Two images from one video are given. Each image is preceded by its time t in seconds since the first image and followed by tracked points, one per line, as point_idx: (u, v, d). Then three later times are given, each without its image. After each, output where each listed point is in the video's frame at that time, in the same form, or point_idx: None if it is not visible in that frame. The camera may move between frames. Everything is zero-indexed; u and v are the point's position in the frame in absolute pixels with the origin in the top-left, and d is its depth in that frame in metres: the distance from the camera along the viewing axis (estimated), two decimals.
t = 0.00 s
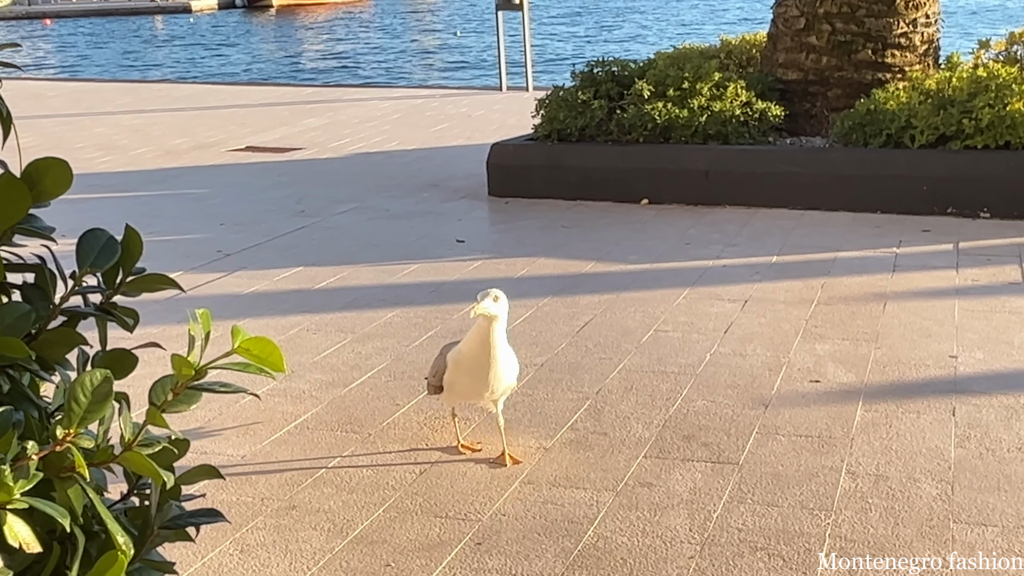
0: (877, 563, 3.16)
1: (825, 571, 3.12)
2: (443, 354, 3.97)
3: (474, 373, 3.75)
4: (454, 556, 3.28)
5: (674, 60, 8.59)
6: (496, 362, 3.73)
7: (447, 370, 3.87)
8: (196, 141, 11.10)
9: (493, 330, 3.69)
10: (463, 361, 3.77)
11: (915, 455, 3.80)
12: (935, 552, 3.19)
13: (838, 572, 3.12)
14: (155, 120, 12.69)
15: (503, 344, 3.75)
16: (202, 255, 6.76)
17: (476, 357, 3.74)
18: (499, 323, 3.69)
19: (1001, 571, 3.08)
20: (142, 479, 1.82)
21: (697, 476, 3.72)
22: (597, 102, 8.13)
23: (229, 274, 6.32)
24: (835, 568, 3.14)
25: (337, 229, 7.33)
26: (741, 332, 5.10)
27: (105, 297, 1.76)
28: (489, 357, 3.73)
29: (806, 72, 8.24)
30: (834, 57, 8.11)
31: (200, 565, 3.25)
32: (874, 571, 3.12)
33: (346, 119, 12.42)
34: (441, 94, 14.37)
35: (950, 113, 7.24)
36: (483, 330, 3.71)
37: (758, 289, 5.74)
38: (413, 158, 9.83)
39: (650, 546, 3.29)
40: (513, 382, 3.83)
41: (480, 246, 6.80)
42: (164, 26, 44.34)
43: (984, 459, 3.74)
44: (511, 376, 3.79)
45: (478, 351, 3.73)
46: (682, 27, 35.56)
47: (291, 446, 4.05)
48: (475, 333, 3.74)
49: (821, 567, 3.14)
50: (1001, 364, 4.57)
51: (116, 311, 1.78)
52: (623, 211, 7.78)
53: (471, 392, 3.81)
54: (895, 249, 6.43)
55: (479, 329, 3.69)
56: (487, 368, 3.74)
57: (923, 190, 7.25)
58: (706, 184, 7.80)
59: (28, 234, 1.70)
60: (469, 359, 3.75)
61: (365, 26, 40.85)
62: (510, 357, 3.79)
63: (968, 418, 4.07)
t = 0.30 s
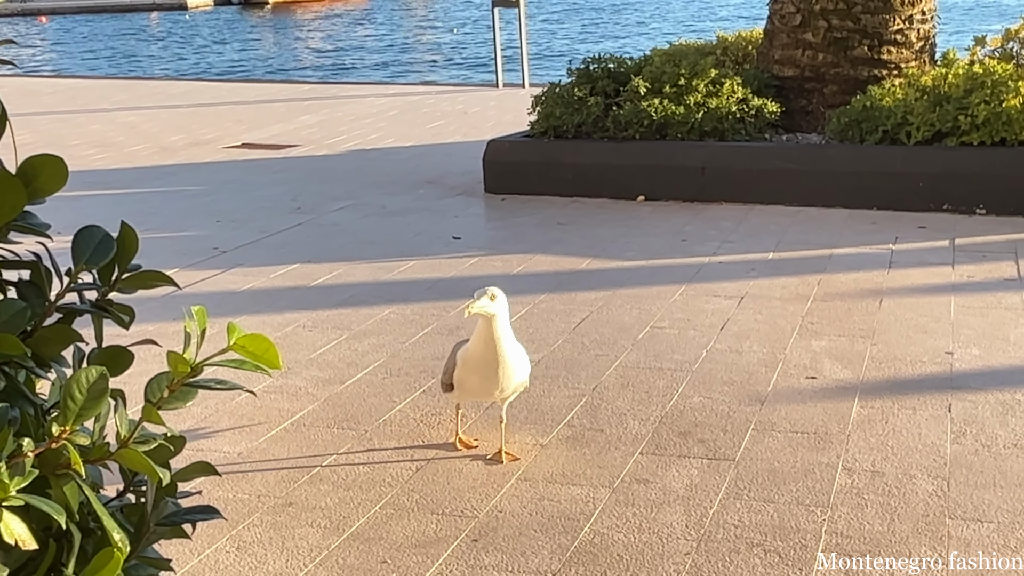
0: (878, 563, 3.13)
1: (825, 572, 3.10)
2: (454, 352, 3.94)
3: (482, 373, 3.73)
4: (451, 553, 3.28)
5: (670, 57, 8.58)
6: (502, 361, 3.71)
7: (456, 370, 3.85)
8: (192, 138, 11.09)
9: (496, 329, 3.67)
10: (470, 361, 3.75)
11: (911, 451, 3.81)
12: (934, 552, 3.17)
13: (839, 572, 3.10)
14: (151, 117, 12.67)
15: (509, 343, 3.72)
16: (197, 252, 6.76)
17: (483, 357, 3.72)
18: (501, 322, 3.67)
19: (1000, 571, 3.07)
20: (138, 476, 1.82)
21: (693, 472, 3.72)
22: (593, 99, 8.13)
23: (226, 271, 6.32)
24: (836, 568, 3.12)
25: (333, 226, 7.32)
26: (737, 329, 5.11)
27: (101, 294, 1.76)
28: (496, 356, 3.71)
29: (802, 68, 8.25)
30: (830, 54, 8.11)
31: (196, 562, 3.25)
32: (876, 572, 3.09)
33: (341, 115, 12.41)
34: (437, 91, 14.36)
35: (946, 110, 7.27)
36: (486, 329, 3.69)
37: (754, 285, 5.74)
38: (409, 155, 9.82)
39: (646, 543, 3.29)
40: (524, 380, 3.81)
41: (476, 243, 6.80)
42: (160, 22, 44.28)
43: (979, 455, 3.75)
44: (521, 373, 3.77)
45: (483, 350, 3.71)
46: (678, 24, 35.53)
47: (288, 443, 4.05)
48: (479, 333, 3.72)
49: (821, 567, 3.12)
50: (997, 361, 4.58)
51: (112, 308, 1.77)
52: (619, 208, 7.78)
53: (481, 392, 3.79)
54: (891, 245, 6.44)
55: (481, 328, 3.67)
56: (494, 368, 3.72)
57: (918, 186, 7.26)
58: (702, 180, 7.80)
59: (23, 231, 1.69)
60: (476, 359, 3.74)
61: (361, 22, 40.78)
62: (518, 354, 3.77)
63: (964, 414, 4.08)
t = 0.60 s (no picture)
0: (878, 563, 3.11)
1: (825, 571, 3.08)
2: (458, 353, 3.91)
3: (483, 375, 3.71)
4: (449, 549, 3.28)
5: (668, 53, 8.57)
6: (503, 362, 3.68)
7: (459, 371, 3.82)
8: (189, 134, 11.07)
9: (495, 329, 3.64)
10: (471, 363, 3.72)
11: (909, 446, 3.81)
12: (934, 551, 3.16)
13: (839, 572, 3.08)
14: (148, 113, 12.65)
15: (509, 343, 3.69)
16: (195, 248, 6.75)
17: (483, 358, 3.69)
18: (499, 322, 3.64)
19: (1001, 571, 3.05)
20: (135, 472, 1.81)
21: (691, 468, 3.72)
22: (591, 95, 8.13)
23: (223, 267, 6.31)
24: (836, 568, 3.10)
25: (330, 222, 7.32)
26: (735, 324, 5.11)
27: (99, 289, 1.75)
28: (497, 357, 3.68)
29: (800, 64, 8.24)
30: (828, 50, 8.11)
31: (194, 558, 3.25)
32: (877, 571, 3.07)
33: (339, 111, 12.40)
34: (435, 87, 14.35)
35: (944, 106, 7.26)
36: (485, 330, 3.66)
37: (752, 281, 5.74)
38: (407, 151, 9.81)
39: (644, 538, 3.30)
40: (527, 379, 3.77)
41: (474, 239, 6.80)
42: (157, 18, 44.21)
43: (977, 451, 3.75)
44: (523, 373, 3.74)
45: (483, 351, 3.68)
46: (676, 20, 35.50)
47: (286, 439, 4.05)
48: (478, 334, 3.69)
49: (821, 567, 3.10)
50: (995, 356, 4.58)
51: (110, 303, 1.77)
52: (616, 204, 7.78)
53: (484, 393, 3.76)
54: (889, 241, 6.44)
55: (480, 329, 3.64)
56: (495, 368, 3.69)
57: (916, 182, 7.26)
58: (700, 176, 7.80)
59: (20, 226, 1.69)
60: (477, 361, 3.70)
61: (358, 18, 40.73)
62: (519, 354, 3.74)
63: (962, 410, 4.08)
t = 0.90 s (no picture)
0: (878, 563, 3.09)
1: (826, 571, 3.06)
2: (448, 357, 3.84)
3: (475, 378, 3.64)
4: (447, 544, 3.28)
5: (666, 48, 8.56)
6: (494, 365, 3.61)
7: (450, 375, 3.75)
8: (187, 129, 11.06)
9: (485, 332, 3.58)
10: (462, 367, 3.65)
11: (907, 442, 3.81)
12: (934, 552, 3.13)
13: (840, 572, 3.06)
14: (146, 108, 12.63)
15: (501, 345, 3.63)
16: (193, 243, 6.74)
17: (473, 362, 3.62)
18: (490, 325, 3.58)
19: (1002, 571, 3.02)
20: (133, 467, 1.81)
21: (689, 463, 3.72)
22: (589, 90, 8.12)
23: (221, 262, 6.31)
24: (836, 568, 3.08)
25: (328, 218, 7.31)
26: (733, 320, 5.11)
27: (96, 284, 1.75)
28: (489, 359, 3.61)
29: (798, 60, 8.24)
30: (826, 45, 8.11)
31: (193, 553, 3.25)
32: (877, 572, 3.05)
33: (337, 107, 12.39)
34: (433, 82, 14.33)
35: (942, 101, 7.23)
36: (475, 332, 3.59)
37: (750, 277, 5.74)
38: (406, 146, 9.81)
39: (643, 533, 3.30)
40: (521, 381, 3.71)
41: (472, 234, 6.80)
42: (155, 14, 44.15)
43: (975, 446, 3.75)
44: (516, 374, 3.67)
45: (473, 355, 3.62)
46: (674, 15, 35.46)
47: (284, 435, 4.04)
48: (468, 338, 3.63)
49: (821, 567, 3.08)
50: (993, 352, 4.58)
51: (107, 298, 1.77)
52: (614, 199, 7.78)
53: (477, 396, 3.69)
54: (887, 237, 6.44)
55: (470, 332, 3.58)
56: (487, 372, 3.62)
57: (914, 177, 7.26)
58: (698, 172, 7.80)
59: (18, 221, 1.69)
60: (468, 364, 3.64)
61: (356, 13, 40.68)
62: (512, 355, 3.67)
63: (960, 405, 4.08)
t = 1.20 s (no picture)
0: (878, 563, 3.07)
1: (826, 571, 3.03)
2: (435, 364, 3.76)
3: (456, 387, 3.55)
4: (445, 538, 3.29)
5: (664, 43, 8.55)
6: (477, 375, 3.52)
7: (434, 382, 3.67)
8: (186, 124, 11.04)
9: (469, 342, 3.49)
10: (445, 376, 3.57)
11: (905, 436, 3.82)
12: (934, 552, 3.11)
13: (841, 572, 3.03)
14: (144, 103, 12.61)
15: (485, 356, 3.54)
16: (191, 238, 6.73)
17: (456, 371, 3.54)
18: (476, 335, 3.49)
19: (1002, 571, 3.00)
20: (132, 461, 1.81)
21: (687, 458, 3.73)
22: (587, 85, 8.11)
23: (219, 257, 6.30)
24: (837, 567, 3.05)
25: (327, 213, 7.31)
26: (731, 315, 5.11)
27: (94, 278, 1.74)
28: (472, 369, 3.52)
29: (797, 55, 8.25)
30: (825, 40, 8.11)
31: (191, 548, 3.25)
32: (878, 572, 3.03)
33: (336, 102, 12.38)
34: (431, 77, 14.32)
35: (941, 96, 7.27)
36: (459, 342, 3.51)
37: (749, 272, 5.74)
38: (404, 141, 9.80)
39: (641, 528, 3.30)
40: (506, 391, 3.61)
41: (470, 229, 6.79)
42: (153, 9, 44.07)
43: (973, 441, 3.76)
44: (499, 385, 3.57)
45: (456, 365, 3.53)
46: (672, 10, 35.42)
47: (282, 430, 4.04)
48: (453, 346, 3.54)
49: (822, 567, 3.06)
50: (991, 347, 4.59)
51: (105, 292, 1.76)
52: (613, 194, 7.77)
53: (460, 404, 3.61)
54: (886, 232, 6.44)
55: (455, 341, 3.50)
56: (469, 382, 3.53)
57: (913, 172, 7.27)
58: (696, 166, 7.80)
59: (16, 215, 1.68)
60: (451, 372, 3.55)
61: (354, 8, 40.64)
62: (497, 365, 3.58)
63: (958, 400, 4.09)
